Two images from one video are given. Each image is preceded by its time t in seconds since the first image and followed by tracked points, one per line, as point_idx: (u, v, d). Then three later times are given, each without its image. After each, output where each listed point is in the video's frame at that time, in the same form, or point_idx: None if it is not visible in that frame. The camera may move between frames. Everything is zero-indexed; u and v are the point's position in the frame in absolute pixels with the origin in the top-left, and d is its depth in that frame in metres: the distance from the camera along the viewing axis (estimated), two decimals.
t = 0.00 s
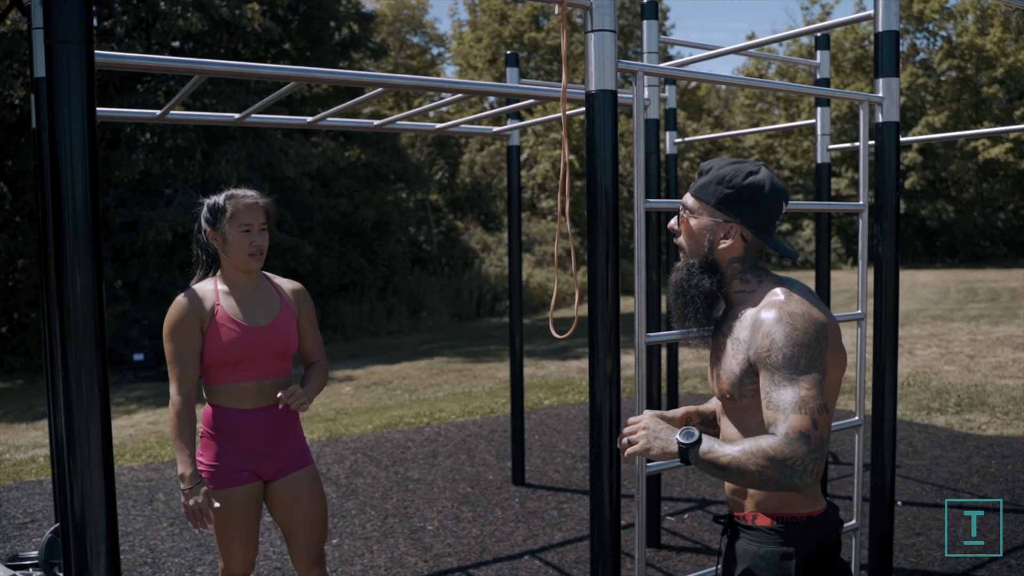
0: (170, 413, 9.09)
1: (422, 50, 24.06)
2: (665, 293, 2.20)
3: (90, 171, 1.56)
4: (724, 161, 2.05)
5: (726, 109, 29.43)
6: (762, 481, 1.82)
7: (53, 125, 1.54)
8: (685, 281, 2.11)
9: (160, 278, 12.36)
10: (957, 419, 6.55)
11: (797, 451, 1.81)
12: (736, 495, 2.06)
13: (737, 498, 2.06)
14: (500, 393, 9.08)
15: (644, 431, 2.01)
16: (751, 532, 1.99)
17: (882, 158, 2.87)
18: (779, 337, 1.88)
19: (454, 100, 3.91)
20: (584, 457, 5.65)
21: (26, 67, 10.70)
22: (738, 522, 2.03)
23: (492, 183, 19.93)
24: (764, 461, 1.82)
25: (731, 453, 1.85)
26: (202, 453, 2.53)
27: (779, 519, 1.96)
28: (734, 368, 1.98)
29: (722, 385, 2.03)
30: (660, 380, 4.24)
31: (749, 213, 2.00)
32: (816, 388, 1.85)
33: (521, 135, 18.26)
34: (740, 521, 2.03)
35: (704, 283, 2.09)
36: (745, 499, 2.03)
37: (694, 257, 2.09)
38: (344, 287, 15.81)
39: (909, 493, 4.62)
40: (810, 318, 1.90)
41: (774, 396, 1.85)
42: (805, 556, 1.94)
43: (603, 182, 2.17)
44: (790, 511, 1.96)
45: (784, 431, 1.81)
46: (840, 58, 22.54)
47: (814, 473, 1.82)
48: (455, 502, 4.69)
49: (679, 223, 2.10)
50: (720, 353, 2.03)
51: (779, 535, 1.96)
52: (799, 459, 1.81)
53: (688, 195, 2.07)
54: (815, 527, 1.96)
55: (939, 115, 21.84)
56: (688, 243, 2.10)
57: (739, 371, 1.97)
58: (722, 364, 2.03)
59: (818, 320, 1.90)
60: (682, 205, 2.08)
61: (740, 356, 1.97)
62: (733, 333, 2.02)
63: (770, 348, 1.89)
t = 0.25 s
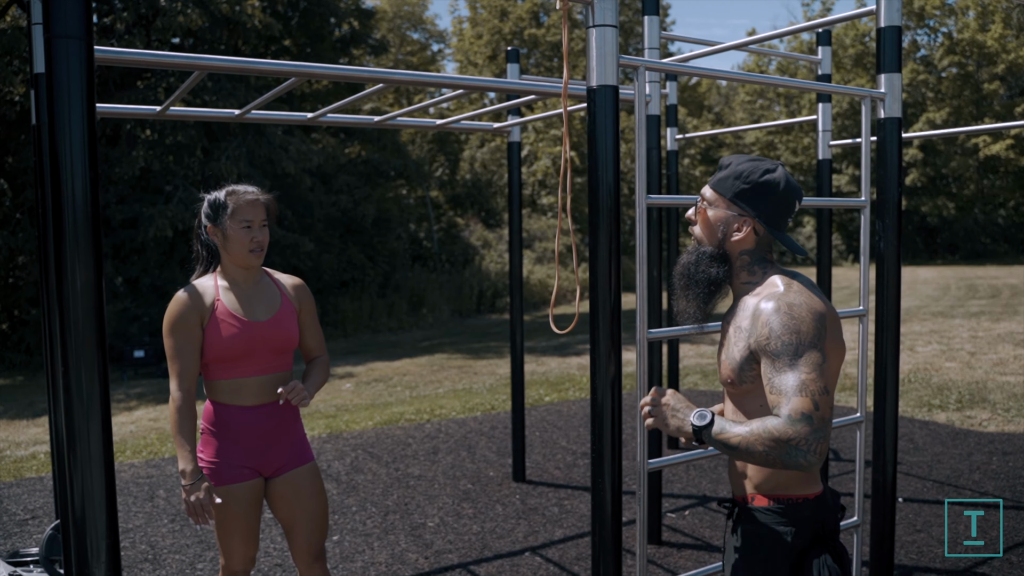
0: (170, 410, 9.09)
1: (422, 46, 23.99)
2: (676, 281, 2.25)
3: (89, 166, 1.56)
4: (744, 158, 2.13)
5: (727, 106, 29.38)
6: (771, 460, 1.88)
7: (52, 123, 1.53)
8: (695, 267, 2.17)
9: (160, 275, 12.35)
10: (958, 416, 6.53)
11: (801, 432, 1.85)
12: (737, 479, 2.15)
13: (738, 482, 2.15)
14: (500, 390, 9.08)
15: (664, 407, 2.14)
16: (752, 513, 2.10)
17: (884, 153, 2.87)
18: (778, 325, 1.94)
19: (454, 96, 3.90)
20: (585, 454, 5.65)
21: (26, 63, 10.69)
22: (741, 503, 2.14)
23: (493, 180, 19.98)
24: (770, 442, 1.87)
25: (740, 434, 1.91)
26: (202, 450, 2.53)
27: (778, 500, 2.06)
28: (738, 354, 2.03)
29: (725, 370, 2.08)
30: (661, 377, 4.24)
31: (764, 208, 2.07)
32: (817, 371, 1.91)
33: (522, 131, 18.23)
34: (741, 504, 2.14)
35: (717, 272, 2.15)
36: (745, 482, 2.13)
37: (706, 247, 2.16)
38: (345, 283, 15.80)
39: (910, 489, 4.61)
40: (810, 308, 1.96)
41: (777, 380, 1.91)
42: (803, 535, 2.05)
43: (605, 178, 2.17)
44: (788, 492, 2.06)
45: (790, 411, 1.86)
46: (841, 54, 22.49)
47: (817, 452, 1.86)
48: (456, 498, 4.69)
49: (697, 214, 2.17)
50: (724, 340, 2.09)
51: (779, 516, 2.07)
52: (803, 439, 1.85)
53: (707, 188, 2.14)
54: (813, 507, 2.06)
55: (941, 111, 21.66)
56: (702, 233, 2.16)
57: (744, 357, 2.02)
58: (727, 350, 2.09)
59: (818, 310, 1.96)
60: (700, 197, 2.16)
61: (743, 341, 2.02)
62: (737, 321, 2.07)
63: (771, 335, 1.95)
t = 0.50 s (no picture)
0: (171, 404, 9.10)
1: (422, 41, 23.98)
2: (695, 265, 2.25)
3: (90, 158, 1.55)
4: (780, 153, 2.15)
5: (728, 101, 29.34)
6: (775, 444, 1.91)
7: (52, 115, 1.53)
8: (715, 252, 2.18)
9: (161, 269, 12.34)
10: (959, 411, 6.53)
11: (805, 421, 1.89)
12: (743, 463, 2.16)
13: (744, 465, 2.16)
14: (501, 384, 9.09)
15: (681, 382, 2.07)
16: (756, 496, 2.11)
17: (887, 148, 2.85)
18: (789, 316, 1.97)
19: (455, 91, 3.88)
20: (586, 448, 5.64)
21: (26, 57, 10.67)
22: (747, 488, 2.15)
23: (493, 174, 20.01)
24: (775, 428, 1.90)
25: (746, 418, 1.95)
26: (203, 443, 2.53)
27: (783, 484, 2.07)
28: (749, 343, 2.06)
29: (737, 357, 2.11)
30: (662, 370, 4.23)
31: (794, 206, 2.10)
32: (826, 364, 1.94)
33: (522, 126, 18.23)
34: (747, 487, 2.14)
35: (737, 260, 2.16)
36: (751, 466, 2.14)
37: (732, 234, 2.18)
38: (345, 278, 15.80)
39: (912, 484, 4.61)
40: (822, 302, 1.98)
41: (784, 370, 1.94)
42: (808, 518, 2.06)
43: (607, 170, 2.16)
44: (793, 477, 2.06)
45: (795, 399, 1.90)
46: (842, 49, 22.44)
47: (820, 440, 1.89)
48: (456, 493, 4.69)
49: (727, 199, 2.19)
50: (738, 329, 2.12)
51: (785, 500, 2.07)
52: (807, 427, 1.89)
53: (740, 176, 2.15)
54: (818, 492, 2.07)
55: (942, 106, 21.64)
56: (730, 219, 2.18)
57: (755, 345, 2.05)
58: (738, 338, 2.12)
59: (829, 304, 1.99)
60: (732, 183, 2.17)
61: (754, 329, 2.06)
62: (751, 311, 2.10)
63: (781, 325, 1.98)
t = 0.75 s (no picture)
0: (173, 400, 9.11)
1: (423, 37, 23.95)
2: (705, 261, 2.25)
3: (92, 155, 1.55)
4: (784, 149, 2.15)
5: (730, 97, 29.30)
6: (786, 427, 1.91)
7: (55, 111, 1.52)
8: (726, 249, 2.18)
9: (163, 266, 12.34)
10: (962, 407, 6.53)
11: (817, 408, 1.89)
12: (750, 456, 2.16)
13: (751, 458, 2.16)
14: (503, 380, 9.09)
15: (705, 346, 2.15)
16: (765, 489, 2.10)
17: (890, 144, 2.84)
18: (802, 306, 1.98)
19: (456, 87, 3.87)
20: (588, 444, 5.64)
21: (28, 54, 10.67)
22: (755, 481, 2.14)
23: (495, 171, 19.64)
24: (787, 413, 1.90)
25: (761, 397, 1.94)
26: (206, 439, 2.52)
27: (792, 476, 2.07)
28: (760, 332, 2.06)
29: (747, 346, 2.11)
30: (664, 367, 4.22)
31: (803, 200, 2.10)
32: (836, 355, 1.94)
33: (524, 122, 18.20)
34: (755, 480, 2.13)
35: (748, 256, 2.16)
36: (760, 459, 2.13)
37: (742, 231, 2.17)
38: (347, 274, 15.80)
39: (914, 481, 4.61)
40: (833, 295, 1.99)
41: (795, 359, 1.95)
42: (816, 511, 2.06)
43: (609, 165, 2.15)
44: (803, 469, 2.07)
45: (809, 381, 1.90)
46: (845, 44, 22.38)
47: (830, 429, 1.90)
48: (459, 489, 4.69)
49: (736, 197, 2.19)
50: (748, 321, 2.12)
51: (792, 493, 2.07)
52: (817, 414, 1.89)
53: (747, 174, 2.15)
54: (827, 485, 2.07)
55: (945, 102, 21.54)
56: (739, 216, 2.18)
57: (766, 336, 2.05)
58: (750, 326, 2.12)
59: (841, 297, 1.99)
60: (739, 181, 2.17)
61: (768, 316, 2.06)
62: (762, 302, 2.10)
63: (794, 316, 1.98)
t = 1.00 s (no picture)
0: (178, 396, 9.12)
1: (429, 33, 23.93)
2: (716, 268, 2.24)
3: (97, 150, 1.54)
4: (778, 145, 2.15)
5: (735, 93, 29.25)
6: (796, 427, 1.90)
7: (60, 106, 1.52)
8: (736, 253, 2.17)
9: (168, 261, 12.36)
10: (968, 404, 6.52)
11: (824, 400, 1.88)
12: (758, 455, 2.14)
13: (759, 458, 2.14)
14: (508, 376, 9.09)
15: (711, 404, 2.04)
16: (773, 489, 2.10)
17: (898, 139, 2.83)
18: (809, 299, 1.97)
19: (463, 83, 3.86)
20: (593, 440, 5.64)
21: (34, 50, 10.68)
22: (761, 480, 2.14)
23: (500, 166, 19.90)
24: (796, 412, 1.90)
25: (766, 408, 1.95)
26: (211, 436, 2.52)
27: (800, 476, 2.06)
28: (769, 331, 2.06)
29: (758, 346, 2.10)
30: (670, 363, 4.21)
31: (805, 192, 2.09)
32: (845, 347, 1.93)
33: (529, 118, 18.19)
34: (764, 480, 2.12)
35: (759, 256, 2.15)
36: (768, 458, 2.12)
37: (748, 232, 2.16)
38: (353, 270, 15.82)
39: (921, 478, 4.59)
40: (841, 288, 1.98)
41: (805, 353, 1.94)
42: (825, 510, 2.05)
43: (616, 160, 2.15)
44: (810, 469, 2.06)
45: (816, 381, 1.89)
46: (851, 40, 22.31)
47: (843, 421, 1.89)
48: (464, 485, 4.69)
49: (737, 202, 2.18)
50: (757, 318, 2.11)
51: (800, 492, 2.06)
52: (825, 407, 1.88)
53: (745, 176, 2.15)
54: (834, 484, 2.06)
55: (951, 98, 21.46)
56: (743, 220, 2.17)
57: (775, 333, 2.04)
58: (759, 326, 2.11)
59: (848, 289, 1.98)
60: (738, 185, 2.16)
61: (776, 316, 2.05)
62: (770, 299, 2.10)
63: (802, 309, 1.98)
